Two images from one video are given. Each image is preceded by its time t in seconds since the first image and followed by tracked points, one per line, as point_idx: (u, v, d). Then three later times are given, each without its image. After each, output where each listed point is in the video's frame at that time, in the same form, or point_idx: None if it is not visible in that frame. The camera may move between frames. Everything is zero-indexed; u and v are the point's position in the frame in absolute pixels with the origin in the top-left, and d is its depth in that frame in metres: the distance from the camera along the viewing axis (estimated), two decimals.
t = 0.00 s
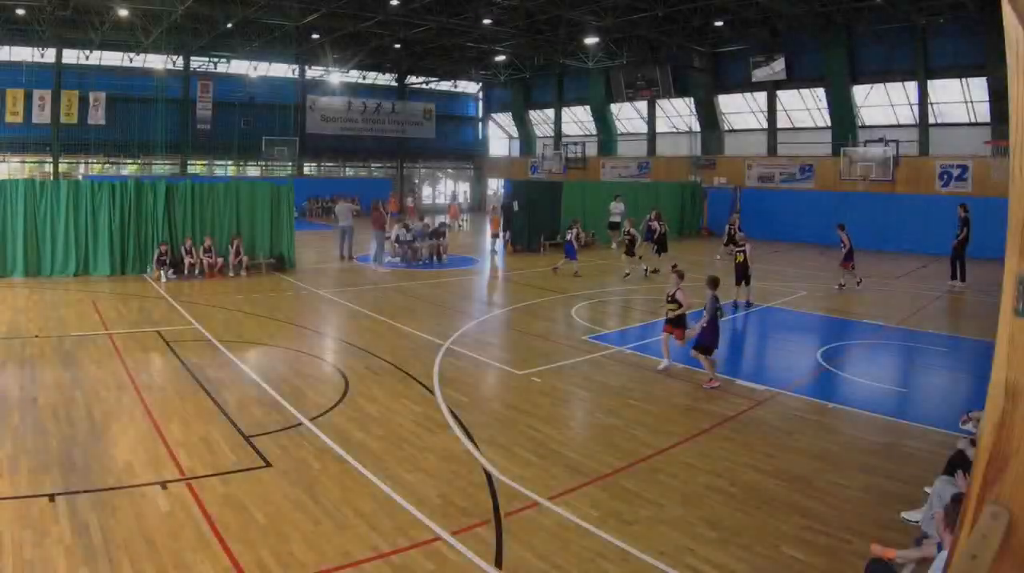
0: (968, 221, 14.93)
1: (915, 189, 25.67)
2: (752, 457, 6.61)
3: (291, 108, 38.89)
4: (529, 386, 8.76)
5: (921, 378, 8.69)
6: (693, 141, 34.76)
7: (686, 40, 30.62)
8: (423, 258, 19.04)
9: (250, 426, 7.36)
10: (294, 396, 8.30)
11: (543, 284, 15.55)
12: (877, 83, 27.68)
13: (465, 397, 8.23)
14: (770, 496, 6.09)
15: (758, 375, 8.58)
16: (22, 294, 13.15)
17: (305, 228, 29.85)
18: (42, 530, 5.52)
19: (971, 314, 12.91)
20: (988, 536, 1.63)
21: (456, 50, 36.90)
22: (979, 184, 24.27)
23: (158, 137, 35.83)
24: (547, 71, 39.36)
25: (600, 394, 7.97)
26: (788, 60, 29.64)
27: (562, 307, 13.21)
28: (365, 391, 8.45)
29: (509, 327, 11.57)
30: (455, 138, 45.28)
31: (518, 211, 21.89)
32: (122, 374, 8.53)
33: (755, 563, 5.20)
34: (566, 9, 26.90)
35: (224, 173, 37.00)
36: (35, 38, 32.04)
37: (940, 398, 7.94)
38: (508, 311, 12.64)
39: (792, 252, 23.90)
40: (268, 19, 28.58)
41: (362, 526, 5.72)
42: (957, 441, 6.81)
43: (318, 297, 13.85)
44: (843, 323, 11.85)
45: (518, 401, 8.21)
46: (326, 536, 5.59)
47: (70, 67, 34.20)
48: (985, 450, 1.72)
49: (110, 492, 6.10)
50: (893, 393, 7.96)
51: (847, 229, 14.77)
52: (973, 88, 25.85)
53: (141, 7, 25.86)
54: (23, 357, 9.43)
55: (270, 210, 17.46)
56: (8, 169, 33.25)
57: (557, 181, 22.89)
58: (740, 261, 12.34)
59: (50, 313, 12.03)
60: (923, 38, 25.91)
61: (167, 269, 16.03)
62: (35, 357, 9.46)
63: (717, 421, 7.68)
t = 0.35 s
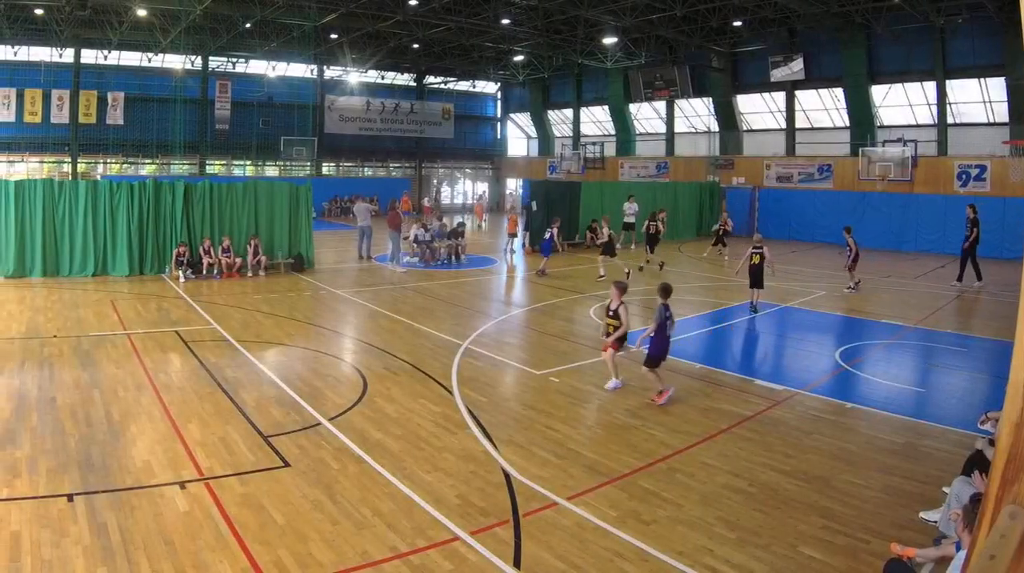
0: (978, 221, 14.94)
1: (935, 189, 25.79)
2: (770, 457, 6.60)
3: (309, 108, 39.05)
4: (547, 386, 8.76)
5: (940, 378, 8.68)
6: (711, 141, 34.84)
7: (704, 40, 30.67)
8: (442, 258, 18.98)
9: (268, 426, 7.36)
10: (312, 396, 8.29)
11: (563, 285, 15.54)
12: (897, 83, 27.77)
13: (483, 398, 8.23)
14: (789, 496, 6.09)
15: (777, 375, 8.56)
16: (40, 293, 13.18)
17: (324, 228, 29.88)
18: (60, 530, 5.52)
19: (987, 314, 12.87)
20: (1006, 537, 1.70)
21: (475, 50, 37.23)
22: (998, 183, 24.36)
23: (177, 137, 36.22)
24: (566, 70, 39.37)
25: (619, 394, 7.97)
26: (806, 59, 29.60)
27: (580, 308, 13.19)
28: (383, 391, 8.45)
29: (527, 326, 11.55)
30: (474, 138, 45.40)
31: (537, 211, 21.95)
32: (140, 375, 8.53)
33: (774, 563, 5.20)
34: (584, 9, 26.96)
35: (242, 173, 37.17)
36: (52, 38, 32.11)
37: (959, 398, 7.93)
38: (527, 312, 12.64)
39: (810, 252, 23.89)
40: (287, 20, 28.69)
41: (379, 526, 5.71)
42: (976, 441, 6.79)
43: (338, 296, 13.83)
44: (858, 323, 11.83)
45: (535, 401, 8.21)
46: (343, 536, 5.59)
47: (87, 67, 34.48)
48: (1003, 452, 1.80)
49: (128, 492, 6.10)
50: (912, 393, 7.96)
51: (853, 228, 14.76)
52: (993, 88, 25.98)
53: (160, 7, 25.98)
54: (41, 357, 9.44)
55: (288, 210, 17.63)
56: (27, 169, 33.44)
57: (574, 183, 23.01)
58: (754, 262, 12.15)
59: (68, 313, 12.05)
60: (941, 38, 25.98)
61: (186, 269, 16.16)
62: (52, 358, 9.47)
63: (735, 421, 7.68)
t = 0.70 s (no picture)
0: (992, 222, 14.91)
1: (961, 189, 25.79)
2: (797, 457, 6.60)
3: (336, 108, 39.42)
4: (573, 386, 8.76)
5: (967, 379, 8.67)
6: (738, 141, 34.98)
7: (730, 40, 30.79)
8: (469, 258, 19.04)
9: (295, 426, 7.37)
10: (339, 396, 8.30)
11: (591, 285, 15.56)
12: (923, 83, 27.89)
13: (510, 397, 8.23)
14: (815, 496, 6.08)
15: (804, 374, 8.56)
16: (68, 293, 13.23)
17: (350, 228, 29.93)
18: (87, 530, 5.52)
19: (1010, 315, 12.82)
20: None
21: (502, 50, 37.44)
22: None
23: (204, 136, 36.58)
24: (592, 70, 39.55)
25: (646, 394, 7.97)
26: (833, 59, 29.65)
27: (607, 307, 13.20)
28: (409, 391, 8.45)
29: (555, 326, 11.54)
30: (500, 138, 45.61)
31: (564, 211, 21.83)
32: (166, 375, 8.53)
33: (802, 563, 5.19)
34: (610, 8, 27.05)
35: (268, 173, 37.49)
36: (79, 38, 32.34)
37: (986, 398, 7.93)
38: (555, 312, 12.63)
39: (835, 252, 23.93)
40: (315, 20, 28.78)
41: (405, 525, 5.71)
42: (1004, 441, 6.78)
43: (365, 296, 13.84)
44: (883, 324, 11.80)
45: (562, 401, 8.21)
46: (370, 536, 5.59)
47: (114, 67, 34.81)
48: None
49: (155, 492, 6.10)
50: (939, 393, 7.96)
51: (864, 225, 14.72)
52: (1020, 88, 26.10)
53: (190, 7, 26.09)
54: (68, 357, 9.47)
55: (314, 209, 17.67)
56: (53, 169, 33.89)
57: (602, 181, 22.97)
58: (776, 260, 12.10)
59: (96, 313, 12.08)
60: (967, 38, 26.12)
61: (213, 268, 16.13)
62: (78, 357, 9.50)
63: (762, 421, 7.69)
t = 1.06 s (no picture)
0: (1012, 222, 14.91)
1: (989, 189, 25.77)
2: (825, 457, 6.59)
3: (363, 108, 39.47)
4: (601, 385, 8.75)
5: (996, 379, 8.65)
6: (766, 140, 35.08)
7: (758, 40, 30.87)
8: (496, 258, 19.04)
9: (322, 426, 7.38)
10: (366, 396, 8.30)
11: (618, 285, 15.55)
12: (951, 83, 27.92)
13: (538, 397, 8.23)
14: (844, 496, 6.09)
15: (832, 374, 8.58)
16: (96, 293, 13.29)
17: (377, 228, 29.95)
18: (115, 531, 5.53)
19: None
20: None
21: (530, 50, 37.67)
22: None
23: (232, 137, 36.76)
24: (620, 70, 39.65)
25: (675, 394, 7.96)
26: (861, 59, 29.84)
27: (636, 306, 13.23)
28: (436, 391, 8.45)
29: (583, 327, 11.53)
30: (528, 138, 45.66)
31: (591, 211, 21.96)
32: (193, 375, 8.53)
33: (830, 563, 5.19)
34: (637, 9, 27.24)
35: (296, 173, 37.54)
36: (106, 38, 32.58)
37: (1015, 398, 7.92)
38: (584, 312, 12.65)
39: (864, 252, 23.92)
40: (341, 19, 28.80)
41: (432, 525, 5.71)
42: None
43: (393, 296, 13.85)
44: (911, 324, 11.79)
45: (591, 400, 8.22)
46: (398, 536, 5.59)
47: (142, 67, 34.94)
48: None
49: (183, 492, 6.10)
50: (966, 393, 7.96)
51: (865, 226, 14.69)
52: None
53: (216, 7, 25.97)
54: (96, 357, 9.49)
55: (342, 210, 17.68)
56: (80, 168, 33.19)
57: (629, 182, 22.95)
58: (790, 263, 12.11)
59: (123, 313, 12.09)
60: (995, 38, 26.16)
61: (241, 268, 16.14)
62: (106, 358, 9.52)
63: (790, 421, 7.69)
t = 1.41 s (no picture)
0: None
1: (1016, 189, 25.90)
2: (851, 457, 6.59)
3: (390, 108, 39.57)
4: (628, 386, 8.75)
5: None
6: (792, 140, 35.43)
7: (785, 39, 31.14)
8: (523, 258, 19.00)
9: (349, 426, 7.38)
10: (393, 396, 8.31)
11: (645, 285, 15.54)
12: (978, 83, 28.07)
13: (565, 397, 8.22)
14: (871, 496, 6.08)
15: (858, 374, 8.58)
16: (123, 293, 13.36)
17: (405, 228, 30.03)
18: (142, 530, 5.53)
19: None
20: None
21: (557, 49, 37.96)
22: None
23: (260, 136, 36.96)
24: (648, 70, 39.97)
25: (702, 394, 7.95)
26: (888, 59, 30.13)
27: (663, 307, 13.22)
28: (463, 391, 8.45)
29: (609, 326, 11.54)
30: (556, 138, 45.82)
31: (618, 211, 22.04)
32: (219, 375, 8.54)
33: (856, 563, 5.19)
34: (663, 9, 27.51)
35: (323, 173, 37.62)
36: (133, 38, 32.85)
37: None
38: (612, 311, 12.62)
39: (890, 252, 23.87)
40: (368, 19, 28.91)
41: (459, 525, 5.71)
42: None
43: (420, 296, 13.86)
44: (937, 324, 11.77)
45: (617, 400, 8.22)
46: (425, 536, 5.59)
47: (169, 67, 35.09)
48: None
49: (209, 492, 6.10)
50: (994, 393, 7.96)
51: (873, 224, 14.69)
52: None
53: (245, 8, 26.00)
54: (123, 357, 9.52)
55: (370, 210, 17.76)
56: (108, 168, 33.34)
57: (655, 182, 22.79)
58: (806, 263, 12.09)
59: (149, 313, 12.13)
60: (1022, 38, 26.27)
61: (267, 269, 16.20)
62: (133, 358, 9.57)
63: (816, 421, 7.69)
